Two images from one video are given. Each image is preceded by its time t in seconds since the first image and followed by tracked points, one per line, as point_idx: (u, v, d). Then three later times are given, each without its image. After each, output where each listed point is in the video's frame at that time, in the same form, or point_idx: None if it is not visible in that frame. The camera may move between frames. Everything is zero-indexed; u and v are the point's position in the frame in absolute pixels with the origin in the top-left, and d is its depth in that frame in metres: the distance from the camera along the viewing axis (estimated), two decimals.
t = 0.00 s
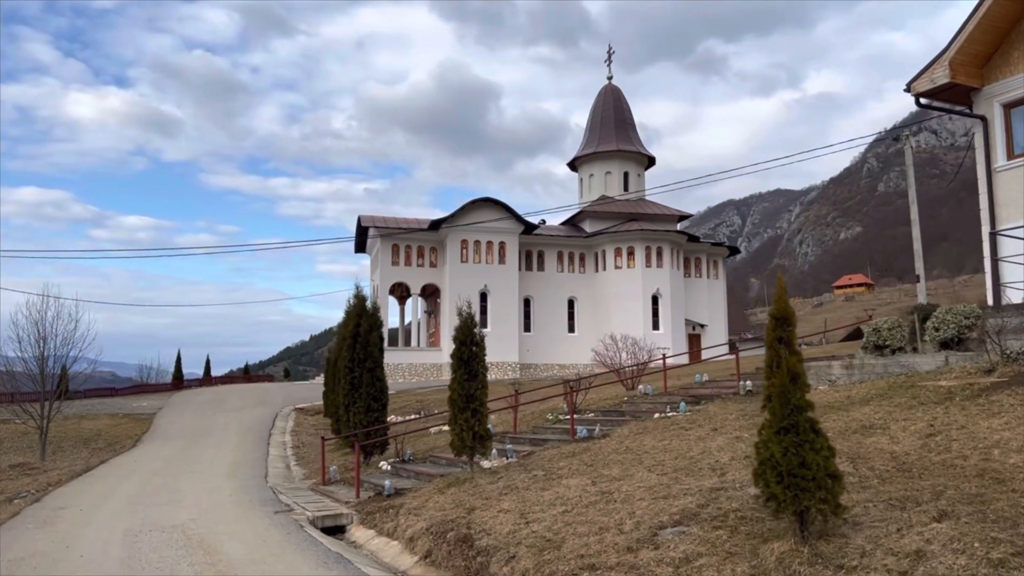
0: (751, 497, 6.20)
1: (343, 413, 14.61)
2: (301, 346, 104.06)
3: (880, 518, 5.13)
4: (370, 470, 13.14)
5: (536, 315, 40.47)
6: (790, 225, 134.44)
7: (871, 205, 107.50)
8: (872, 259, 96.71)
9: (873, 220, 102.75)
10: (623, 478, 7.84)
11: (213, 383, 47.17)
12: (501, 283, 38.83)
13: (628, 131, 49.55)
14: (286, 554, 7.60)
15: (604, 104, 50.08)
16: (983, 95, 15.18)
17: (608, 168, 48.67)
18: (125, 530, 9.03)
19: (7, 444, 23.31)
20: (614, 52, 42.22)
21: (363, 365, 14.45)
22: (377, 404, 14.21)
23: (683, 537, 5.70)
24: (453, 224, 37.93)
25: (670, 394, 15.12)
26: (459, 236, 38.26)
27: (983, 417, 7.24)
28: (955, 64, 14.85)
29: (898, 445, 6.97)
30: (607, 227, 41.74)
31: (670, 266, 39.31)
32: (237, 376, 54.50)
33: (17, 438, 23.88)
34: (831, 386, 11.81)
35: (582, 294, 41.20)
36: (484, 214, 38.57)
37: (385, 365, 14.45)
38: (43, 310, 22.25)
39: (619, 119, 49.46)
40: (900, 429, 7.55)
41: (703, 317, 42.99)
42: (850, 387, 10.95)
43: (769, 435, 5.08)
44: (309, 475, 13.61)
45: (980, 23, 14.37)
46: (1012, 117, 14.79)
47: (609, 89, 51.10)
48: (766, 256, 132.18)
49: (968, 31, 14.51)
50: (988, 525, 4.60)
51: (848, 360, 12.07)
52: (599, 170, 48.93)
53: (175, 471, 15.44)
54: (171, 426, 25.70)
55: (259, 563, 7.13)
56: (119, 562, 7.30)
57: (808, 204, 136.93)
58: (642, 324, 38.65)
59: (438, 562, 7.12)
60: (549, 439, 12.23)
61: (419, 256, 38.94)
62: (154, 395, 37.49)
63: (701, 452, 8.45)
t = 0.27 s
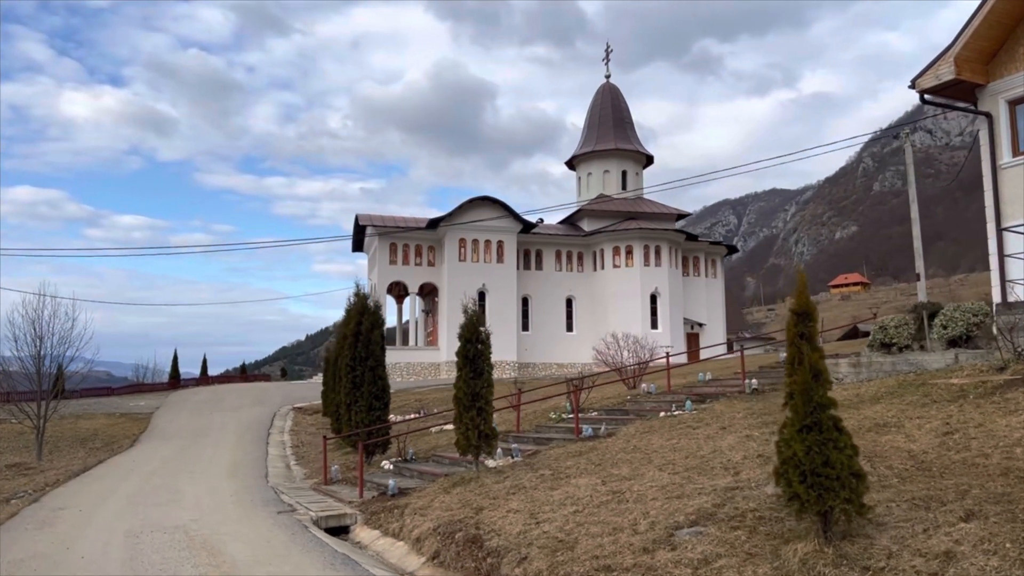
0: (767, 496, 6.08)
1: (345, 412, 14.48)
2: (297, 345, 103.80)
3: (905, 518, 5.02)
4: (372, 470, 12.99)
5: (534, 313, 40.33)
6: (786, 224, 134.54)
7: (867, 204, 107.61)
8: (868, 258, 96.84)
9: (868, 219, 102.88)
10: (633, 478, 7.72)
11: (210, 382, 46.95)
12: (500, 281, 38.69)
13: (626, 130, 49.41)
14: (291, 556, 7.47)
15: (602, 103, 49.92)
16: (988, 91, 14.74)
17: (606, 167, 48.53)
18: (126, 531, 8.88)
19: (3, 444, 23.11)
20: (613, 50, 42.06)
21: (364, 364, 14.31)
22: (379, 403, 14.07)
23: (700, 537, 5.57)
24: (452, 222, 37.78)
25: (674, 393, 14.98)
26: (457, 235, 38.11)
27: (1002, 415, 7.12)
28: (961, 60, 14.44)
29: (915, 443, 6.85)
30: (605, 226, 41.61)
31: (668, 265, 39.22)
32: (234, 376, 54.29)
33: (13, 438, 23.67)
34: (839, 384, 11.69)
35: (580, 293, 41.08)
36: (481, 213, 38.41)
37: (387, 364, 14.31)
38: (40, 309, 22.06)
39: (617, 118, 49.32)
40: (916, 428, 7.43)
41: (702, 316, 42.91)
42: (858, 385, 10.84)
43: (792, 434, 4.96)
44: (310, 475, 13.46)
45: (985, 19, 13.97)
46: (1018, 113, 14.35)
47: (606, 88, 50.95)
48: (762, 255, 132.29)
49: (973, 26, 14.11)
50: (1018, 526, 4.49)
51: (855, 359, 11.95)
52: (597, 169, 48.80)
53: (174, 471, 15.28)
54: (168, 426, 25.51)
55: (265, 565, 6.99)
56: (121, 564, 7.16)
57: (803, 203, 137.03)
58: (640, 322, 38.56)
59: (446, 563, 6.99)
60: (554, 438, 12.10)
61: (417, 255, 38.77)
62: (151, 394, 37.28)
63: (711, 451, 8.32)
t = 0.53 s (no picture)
0: (786, 497, 5.94)
1: (346, 411, 14.31)
2: (293, 346, 103.49)
3: (933, 520, 4.88)
4: (374, 470, 12.83)
5: (533, 312, 40.17)
6: (782, 224, 134.55)
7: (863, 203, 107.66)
8: (864, 257, 96.87)
9: (864, 219, 102.90)
10: (645, 478, 7.56)
11: (207, 382, 46.70)
12: (498, 280, 38.52)
13: (625, 129, 49.26)
14: (295, 558, 7.29)
15: (601, 101, 49.74)
16: (995, 88, 14.30)
17: (605, 165, 48.37)
18: (126, 533, 8.70)
19: None
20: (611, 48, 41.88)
21: (366, 363, 14.14)
22: (381, 402, 13.91)
23: (719, 540, 5.42)
24: (450, 221, 37.59)
25: (679, 392, 14.83)
26: (456, 233, 37.93)
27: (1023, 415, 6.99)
28: (967, 56, 14.02)
29: (934, 442, 6.72)
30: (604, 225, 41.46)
31: (668, 264, 39.09)
32: (231, 375, 54.06)
33: (9, 439, 23.42)
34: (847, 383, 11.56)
35: (579, 292, 40.93)
36: (480, 211, 38.23)
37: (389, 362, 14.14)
38: (36, 308, 21.85)
39: (616, 116, 49.16)
40: (933, 426, 7.29)
41: (701, 315, 42.78)
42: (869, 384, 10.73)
43: (817, 433, 4.82)
44: (312, 476, 13.28)
45: (991, 15, 13.52)
46: None
47: (605, 86, 50.79)
48: (759, 254, 132.28)
49: (980, 23, 13.65)
50: None
51: (865, 357, 11.82)
52: (596, 168, 48.64)
53: (173, 471, 15.09)
54: (166, 425, 25.29)
55: (268, 568, 6.83)
56: (121, 567, 7.00)
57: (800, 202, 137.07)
58: (639, 321, 38.42)
59: (453, 568, 6.81)
60: (559, 438, 11.94)
61: (416, 253, 38.58)
62: (148, 394, 37.01)
63: (722, 451, 8.17)
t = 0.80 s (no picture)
0: (805, 503, 5.80)
1: (348, 413, 14.16)
2: (290, 346, 103.29)
3: (961, 529, 4.74)
4: (377, 473, 12.68)
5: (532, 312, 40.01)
6: (780, 223, 134.59)
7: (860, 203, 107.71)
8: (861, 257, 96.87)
9: (861, 218, 102.91)
10: (656, 483, 7.40)
11: (204, 382, 46.46)
12: (498, 280, 38.35)
13: (625, 128, 49.12)
14: (299, 565, 7.12)
15: (601, 101, 49.59)
16: (1002, 86, 13.85)
17: (604, 165, 48.23)
18: (125, 538, 8.53)
19: None
20: (611, 48, 41.75)
21: (368, 364, 13.98)
22: (383, 403, 13.74)
23: (738, 547, 5.27)
24: (449, 220, 37.42)
25: (683, 393, 14.69)
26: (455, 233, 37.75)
27: None
28: (974, 54, 13.60)
29: (953, 446, 6.58)
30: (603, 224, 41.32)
31: (667, 264, 38.96)
32: (229, 376, 53.87)
33: (5, 440, 23.20)
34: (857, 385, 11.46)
35: (579, 292, 40.78)
36: (479, 211, 38.06)
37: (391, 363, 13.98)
38: (34, 308, 21.67)
39: (615, 116, 49.01)
40: (950, 430, 7.16)
41: (701, 314, 42.65)
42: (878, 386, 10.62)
43: (842, 439, 4.67)
44: (313, 479, 13.11)
45: (998, 13, 13.04)
46: None
47: (605, 86, 50.64)
48: (756, 254, 132.31)
49: (987, 20, 13.17)
50: None
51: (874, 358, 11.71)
52: (595, 167, 48.49)
53: (172, 474, 14.90)
54: (164, 426, 25.11)
55: None
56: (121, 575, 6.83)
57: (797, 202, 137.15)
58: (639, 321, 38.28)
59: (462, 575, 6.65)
60: (564, 440, 11.79)
61: (415, 253, 38.40)
62: (146, 394, 36.77)
63: (733, 455, 8.01)
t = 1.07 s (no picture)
0: (826, 506, 5.65)
1: (351, 413, 14.03)
2: (288, 346, 103.20)
3: (992, 534, 4.61)
4: (380, 474, 12.55)
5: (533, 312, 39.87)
6: (778, 223, 134.59)
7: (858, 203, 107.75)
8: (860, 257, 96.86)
9: (860, 219, 102.91)
10: (668, 485, 7.27)
11: (203, 382, 46.31)
12: (498, 279, 38.21)
13: (625, 127, 48.98)
14: (306, 569, 6.97)
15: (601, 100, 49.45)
16: (1009, 83, 12.70)
17: (604, 164, 48.10)
18: (127, 541, 8.39)
19: None
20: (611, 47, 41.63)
21: (372, 364, 13.85)
22: (387, 403, 13.60)
23: (758, 552, 5.14)
24: (449, 220, 37.27)
25: (689, 393, 14.56)
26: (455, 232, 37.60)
27: None
28: (982, 52, 12.18)
29: (974, 448, 6.45)
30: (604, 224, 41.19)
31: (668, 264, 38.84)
32: (228, 376, 53.73)
33: (4, 441, 23.05)
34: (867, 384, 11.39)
35: (579, 291, 40.64)
36: (479, 210, 37.92)
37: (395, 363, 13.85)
38: (32, 308, 21.52)
39: (615, 115, 48.88)
40: (969, 431, 7.03)
41: (701, 314, 42.54)
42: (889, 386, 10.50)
43: (870, 441, 4.54)
44: (316, 480, 12.96)
45: (1007, 10, 11.59)
46: None
47: (605, 85, 50.50)
48: (755, 254, 132.33)
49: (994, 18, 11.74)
50: None
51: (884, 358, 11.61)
52: (596, 167, 48.36)
53: (172, 475, 14.74)
54: (163, 427, 24.96)
55: None
56: None
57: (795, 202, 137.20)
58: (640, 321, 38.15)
59: None
60: (571, 441, 11.67)
61: (414, 253, 38.25)
62: (145, 395, 36.60)
63: (746, 457, 7.87)
